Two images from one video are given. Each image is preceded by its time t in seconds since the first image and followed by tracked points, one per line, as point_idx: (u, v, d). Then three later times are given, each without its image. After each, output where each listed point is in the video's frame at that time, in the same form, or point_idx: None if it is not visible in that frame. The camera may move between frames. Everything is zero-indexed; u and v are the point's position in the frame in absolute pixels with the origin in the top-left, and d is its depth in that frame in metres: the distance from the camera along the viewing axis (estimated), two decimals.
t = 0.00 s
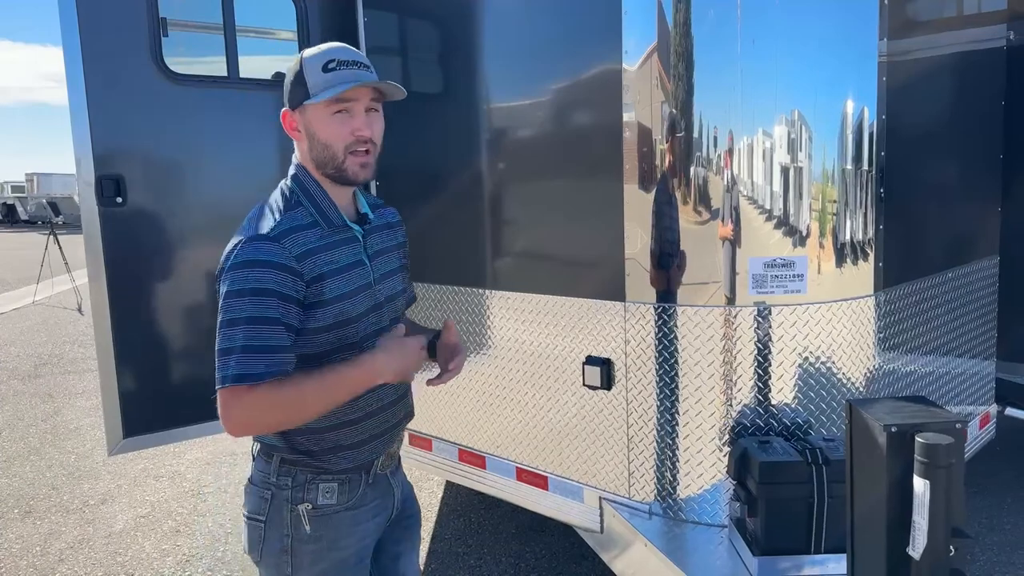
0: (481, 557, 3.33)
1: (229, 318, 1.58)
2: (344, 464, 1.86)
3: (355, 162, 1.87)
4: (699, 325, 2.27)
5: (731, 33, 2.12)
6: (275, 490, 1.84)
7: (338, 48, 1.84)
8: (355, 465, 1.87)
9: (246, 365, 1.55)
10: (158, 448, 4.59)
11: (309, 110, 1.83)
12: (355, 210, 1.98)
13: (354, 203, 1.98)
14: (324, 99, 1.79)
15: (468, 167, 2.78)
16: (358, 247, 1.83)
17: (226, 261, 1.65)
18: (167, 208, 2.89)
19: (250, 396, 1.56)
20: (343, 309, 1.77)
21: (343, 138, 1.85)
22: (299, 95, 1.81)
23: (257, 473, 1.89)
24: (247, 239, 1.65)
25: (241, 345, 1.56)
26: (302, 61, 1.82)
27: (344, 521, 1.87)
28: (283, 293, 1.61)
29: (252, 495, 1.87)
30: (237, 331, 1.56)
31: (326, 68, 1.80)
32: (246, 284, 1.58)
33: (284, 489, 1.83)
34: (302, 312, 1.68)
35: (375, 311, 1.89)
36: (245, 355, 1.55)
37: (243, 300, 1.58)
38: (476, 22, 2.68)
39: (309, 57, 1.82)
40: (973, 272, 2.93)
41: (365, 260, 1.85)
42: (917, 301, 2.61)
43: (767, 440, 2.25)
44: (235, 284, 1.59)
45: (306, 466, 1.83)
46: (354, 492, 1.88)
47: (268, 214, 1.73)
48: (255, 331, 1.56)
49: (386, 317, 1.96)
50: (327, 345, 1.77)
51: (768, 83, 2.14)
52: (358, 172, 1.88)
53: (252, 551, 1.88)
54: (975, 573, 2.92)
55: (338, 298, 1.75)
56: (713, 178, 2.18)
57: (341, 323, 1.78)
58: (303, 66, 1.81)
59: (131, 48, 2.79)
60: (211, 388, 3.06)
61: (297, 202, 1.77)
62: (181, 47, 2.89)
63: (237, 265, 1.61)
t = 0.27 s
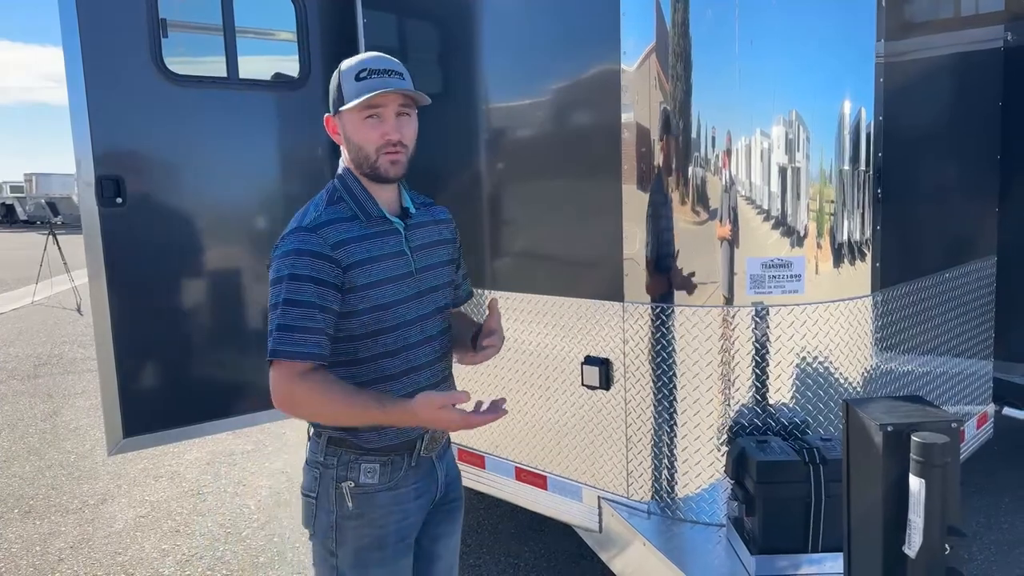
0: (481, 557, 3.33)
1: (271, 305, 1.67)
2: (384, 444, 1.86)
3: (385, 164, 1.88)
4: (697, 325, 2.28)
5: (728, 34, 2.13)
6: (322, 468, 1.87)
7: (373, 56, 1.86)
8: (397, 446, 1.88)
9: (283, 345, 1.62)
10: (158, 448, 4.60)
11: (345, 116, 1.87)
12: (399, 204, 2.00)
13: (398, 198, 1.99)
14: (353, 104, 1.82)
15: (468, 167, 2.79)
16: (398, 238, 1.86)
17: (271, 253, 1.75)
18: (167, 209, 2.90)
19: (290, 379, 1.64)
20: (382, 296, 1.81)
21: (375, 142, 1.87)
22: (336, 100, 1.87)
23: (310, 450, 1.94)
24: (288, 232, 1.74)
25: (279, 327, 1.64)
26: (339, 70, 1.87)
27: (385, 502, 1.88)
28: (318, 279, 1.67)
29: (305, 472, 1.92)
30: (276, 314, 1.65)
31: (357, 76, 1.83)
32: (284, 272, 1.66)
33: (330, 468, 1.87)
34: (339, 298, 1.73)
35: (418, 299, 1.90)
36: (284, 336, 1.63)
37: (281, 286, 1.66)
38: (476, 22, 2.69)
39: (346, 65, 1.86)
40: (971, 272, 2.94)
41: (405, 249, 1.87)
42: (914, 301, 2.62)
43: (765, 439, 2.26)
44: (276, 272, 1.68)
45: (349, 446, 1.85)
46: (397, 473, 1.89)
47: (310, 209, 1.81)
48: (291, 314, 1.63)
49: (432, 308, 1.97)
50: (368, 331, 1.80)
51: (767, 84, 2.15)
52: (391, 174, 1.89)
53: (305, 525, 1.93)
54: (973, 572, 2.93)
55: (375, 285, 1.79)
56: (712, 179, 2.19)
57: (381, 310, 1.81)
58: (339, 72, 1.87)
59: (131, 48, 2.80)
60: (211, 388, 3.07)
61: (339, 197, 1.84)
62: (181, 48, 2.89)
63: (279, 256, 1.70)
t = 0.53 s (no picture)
0: (478, 557, 3.34)
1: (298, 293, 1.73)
2: (398, 427, 1.86)
3: (413, 164, 1.89)
4: (693, 326, 2.29)
5: (725, 36, 2.14)
6: (344, 449, 1.90)
7: (405, 61, 1.89)
8: (414, 430, 1.87)
9: (302, 333, 1.67)
10: (156, 449, 4.60)
11: (376, 118, 1.91)
12: (433, 206, 1.98)
13: (432, 201, 1.98)
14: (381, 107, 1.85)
15: (466, 168, 2.80)
16: (425, 238, 1.86)
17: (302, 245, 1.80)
18: (165, 210, 2.90)
19: (318, 362, 1.69)
20: (405, 293, 1.81)
21: (404, 143, 1.89)
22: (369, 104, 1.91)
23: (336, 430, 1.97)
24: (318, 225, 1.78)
25: (300, 316, 1.68)
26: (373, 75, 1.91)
27: (402, 484, 1.88)
28: (340, 272, 1.70)
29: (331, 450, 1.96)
30: (298, 303, 1.69)
31: (387, 81, 1.86)
32: (309, 264, 1.71)
33: (350, 448, 1.89)
34: (361, 293, 1.74)
35: (442, 299, 1.90)
36: (303, 325, 1.68)
37: (304, 277, 1.71)
38: (474, 24, 2.69)
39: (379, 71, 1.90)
40: (967, 273, 2.95)
41: (431, 249, 1.87)
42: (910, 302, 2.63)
43: (761, 440, 2.27)
44: (302, 264, 1.73)
45: (366, 428, 1.86)
46: (413, 457, 1.88)
47: (341, 206, 1.85)
48: (313, 303, 1.68)
49: (457, 309, 1.95)
50: (389, 326, 1.82)
51: (763, 85, 2.16)
52: (419, 175, 1.91)
53: (333, 502, 1.97)
54: (969, 572, 2.94)
55: (397, 282, 1.80)
56: (708, 180, 2.20)
57: (402, 306, 1.82)
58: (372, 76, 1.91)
59: (129, 50, 2.80)
60: (209, 389, 3.07)
61: (371, 196, 1.86)
62: (180, 50, 2.89)
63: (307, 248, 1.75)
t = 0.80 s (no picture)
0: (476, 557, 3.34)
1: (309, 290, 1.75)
2: (407, 424, 1.87)
3: (413, 162, 1.89)
4: (690, 326, 2.30)
5: (721, 37, 2.15)
6: (354, 444, 1.92)
7: (403, 63, 1.90)
8: (423, 429, 1.88)
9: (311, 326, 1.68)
10: (153, 449, 4.59)
11: (378, 121, 1.93)
12: (441, 204, 1.98)
13: (440, 198, 1.98)
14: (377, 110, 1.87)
15: (463, 169, 2.80)
16: (432, 234, 1.86)
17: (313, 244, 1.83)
18: (162, 210, 2.90)
19: (332, 354, 1.70)
20: (413, 287, 1.82)
21: (404, 143, 1.89)
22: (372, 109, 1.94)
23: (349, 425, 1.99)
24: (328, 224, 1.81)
25: (309, 310, 1.70)
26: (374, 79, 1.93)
27: (408, 481, 1.88)
28: (348, 266, 1.71)
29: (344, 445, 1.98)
30: (307, 297, 1.71)
31: (385, 84, 1.88)
32: (318, 259, 1.73)
33: (360, 443, 1.91)
34: (369, 287, 1.75)
35: (452, 294, 1.89)
36: (313, 318, 1.69)
37: (313, 272, 1.73)
38: (471, 25, 2.70)
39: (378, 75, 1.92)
40: (962, 273, 2.96)
41: (439, 245, 1.87)
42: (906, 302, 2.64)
43: (758, 439, 2.28)
44: (312, 260, 1.75)
45: (376, 424, 1.88)
46: (422, 455, 1.89)
47: (350, 206, 1.87)
48: (322, 295, 1.69)
49: (468, 304, 1.94)
50: (398, 321, 1.82)
51: (760, 87, 2.16)
52: (421, 174, 1.90)
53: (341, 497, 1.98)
54: (965, 571, 2.95)
55: (405, 276, 1.80)
56: (705, 181, 2.20)
57: (411, 301, 1.82)
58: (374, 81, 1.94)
59: (126, 51, 2.80)
60: (206, 389, 3.07)
61: (380, 196, 1.88)
62: (176, 50, 2.90)
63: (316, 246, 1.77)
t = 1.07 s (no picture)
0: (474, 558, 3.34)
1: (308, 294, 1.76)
2: (409, 426, 1.88)
3: (411, 161, 1.89)
4: (688, 327, 2.30)
5: (719, 37, 2.15)
6: (357, 444, 1.92)
7: (397, 65, 1.91)
8: (425, 431, 1.89)
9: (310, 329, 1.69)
10: (151, 451, 4.59)
11: (373, 124, 1.93)
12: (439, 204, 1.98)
13: (439, 199, 1.98)
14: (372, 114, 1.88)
15: (461, 170, 2.80)
16: (431, 235, 1.86)
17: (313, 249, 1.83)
18: (159, 211, 2.90)
19: (330, 357, 1.71)
20: (412, 289, 1.82)
21: (400, 145, 1.90)
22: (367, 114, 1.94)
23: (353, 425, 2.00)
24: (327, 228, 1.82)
25: (308, 314, 1.71)
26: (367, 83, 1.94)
27: (408, 483, 1.88)
28: (347, 269, 1.71)
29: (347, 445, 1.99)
30: (307, 301, 1.72)
31: (379, 87, 1.89)
32: (316, 263, 1.73)
33: (362, 444, 1.91)
34: (368, 290, 1.76)
35: (452, 295, 1.89)
36: (312, 322, 1.70)
37: (312, 276, 1.73)
38: (469, 26, 2.70)
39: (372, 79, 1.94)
40: (960, 274, 2.96)
41: (438, 246, 1.87)
42: (903, 303, 2.64)
43: (756, 440, 2.28)
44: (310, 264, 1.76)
45: (379, 425, 1.89)
46: (423, 458, 1.88)
47: (349, 210, 1.88)
48: (321, 299, 1.70)
49: (469, 304, 1.94)
50: (398, 322, 1.82)
51: (757, 87, 2.17)
52: (418, 175, 1.90)
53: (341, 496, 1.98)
54: (962, 571, 2.96)
55: (403, 278, 1.80)
56: (703, 181, 2.21)
57: (410, 303, 1.82)
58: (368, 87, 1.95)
59: (124, 51, 2.80)
60: (204, 390, 3.07)
61: (378, 199, 1.89)
62: (174, 51, 2.90)
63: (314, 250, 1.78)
